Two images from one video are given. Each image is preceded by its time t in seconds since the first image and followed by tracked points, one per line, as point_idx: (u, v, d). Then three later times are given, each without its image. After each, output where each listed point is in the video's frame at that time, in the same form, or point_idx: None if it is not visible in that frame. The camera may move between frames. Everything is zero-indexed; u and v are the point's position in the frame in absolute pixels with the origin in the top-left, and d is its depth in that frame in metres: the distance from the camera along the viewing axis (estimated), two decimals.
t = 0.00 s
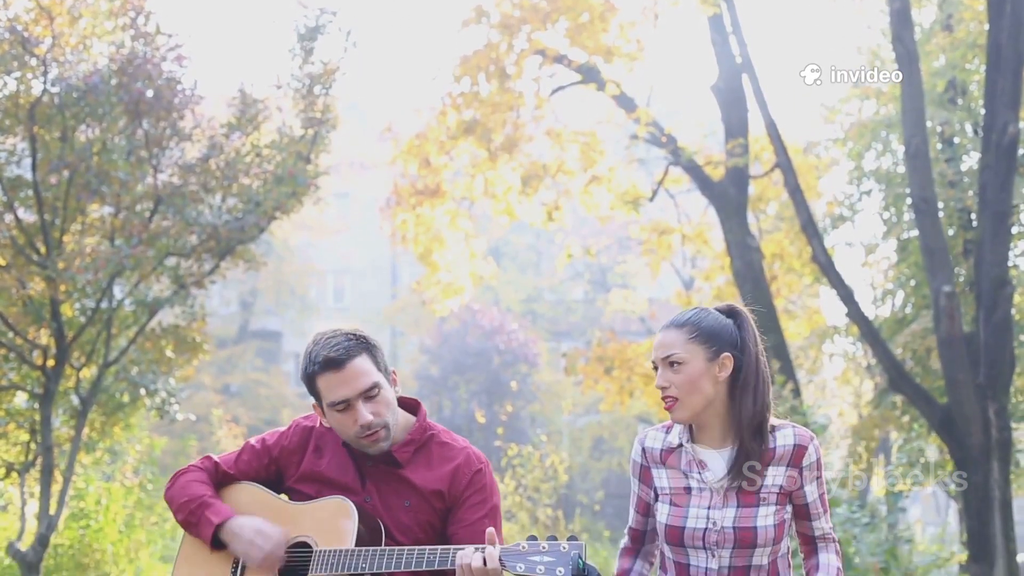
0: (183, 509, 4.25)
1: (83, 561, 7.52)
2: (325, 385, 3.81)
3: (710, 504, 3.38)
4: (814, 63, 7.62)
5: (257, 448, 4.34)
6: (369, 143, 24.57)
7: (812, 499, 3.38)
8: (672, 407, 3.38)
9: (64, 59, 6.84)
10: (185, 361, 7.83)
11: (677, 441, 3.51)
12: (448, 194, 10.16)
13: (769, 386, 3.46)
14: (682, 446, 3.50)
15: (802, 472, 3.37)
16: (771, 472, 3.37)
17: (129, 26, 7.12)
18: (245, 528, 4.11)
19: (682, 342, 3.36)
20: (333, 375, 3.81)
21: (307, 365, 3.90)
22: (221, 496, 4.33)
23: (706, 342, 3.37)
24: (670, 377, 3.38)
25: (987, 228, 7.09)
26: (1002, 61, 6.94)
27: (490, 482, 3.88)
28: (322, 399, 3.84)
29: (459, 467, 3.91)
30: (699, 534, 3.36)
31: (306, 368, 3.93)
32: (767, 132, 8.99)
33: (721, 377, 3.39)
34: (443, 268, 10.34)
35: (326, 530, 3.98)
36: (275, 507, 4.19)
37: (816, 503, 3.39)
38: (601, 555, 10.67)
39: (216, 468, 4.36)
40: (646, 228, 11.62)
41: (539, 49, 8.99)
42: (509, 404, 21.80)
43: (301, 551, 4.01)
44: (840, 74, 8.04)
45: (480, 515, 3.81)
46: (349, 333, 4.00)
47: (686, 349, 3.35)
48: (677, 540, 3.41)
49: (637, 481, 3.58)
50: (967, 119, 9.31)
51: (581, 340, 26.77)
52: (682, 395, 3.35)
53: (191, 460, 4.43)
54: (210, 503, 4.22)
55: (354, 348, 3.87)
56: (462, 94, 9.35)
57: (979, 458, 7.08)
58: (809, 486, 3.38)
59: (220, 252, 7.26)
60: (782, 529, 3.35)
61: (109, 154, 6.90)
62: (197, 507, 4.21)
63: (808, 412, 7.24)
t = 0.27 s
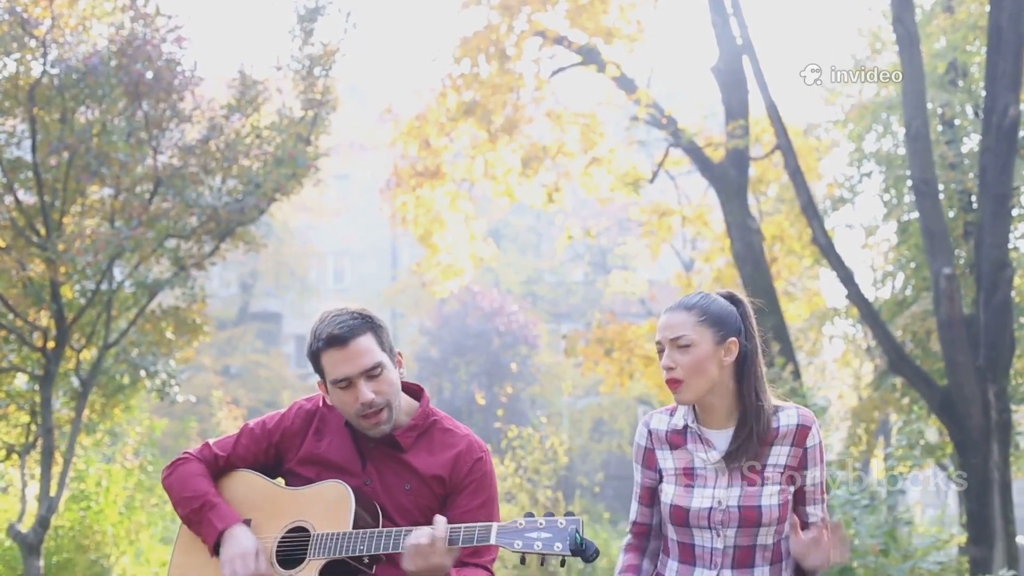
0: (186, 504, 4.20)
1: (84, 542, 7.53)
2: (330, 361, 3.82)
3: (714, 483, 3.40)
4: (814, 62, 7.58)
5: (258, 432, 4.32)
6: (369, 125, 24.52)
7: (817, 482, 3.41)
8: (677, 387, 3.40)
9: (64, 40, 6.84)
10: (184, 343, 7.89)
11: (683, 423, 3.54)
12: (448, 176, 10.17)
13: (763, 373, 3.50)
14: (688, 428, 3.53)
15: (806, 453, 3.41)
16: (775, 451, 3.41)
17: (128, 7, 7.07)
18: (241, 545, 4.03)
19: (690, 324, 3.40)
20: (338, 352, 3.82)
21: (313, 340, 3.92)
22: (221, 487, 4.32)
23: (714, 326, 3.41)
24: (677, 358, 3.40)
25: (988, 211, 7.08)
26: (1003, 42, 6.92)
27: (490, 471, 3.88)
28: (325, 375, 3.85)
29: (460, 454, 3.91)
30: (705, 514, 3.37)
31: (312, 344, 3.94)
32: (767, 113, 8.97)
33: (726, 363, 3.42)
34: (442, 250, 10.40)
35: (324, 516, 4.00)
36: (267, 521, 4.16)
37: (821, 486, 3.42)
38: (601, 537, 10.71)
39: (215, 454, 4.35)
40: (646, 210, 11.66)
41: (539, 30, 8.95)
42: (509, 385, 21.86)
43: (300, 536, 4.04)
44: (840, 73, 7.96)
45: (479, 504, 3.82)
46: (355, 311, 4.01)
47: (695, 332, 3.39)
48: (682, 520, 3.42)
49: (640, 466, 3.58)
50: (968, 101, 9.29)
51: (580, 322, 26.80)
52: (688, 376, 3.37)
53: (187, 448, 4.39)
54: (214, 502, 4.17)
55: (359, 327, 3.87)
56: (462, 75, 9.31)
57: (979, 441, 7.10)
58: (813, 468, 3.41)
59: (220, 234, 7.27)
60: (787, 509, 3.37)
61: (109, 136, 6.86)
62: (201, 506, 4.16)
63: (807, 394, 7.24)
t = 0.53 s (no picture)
0: (174, 490, 4.09)
1: (84, 531, 7.54)
2: (335, 344, 3.73)
3: (707, 468, 3.39)
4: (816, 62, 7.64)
5: (245, 422, 4.18)
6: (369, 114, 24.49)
7: (812, 467, 3.38)
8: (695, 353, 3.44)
9: (63, 29, 6.80)
10: (185, 332, 7.89)
11: (678, 406, 3.54)
12: (448, 164, 10.16)
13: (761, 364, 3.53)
14: (682, 411, 3.53)
15: (799, 438, 3.38)
16: (767, 436, 3.39)
17: None
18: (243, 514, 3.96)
19: (711, 295, 3.49)
20: (345, 335, 3.74)
21: (319, 321, 3.83)
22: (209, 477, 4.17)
23: (730, 303, 3.52)
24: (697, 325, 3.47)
25: (988, 200, 7.11)
26: (1004, 31, 6.91)
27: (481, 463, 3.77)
28: (327, 357, 3.76)
29: (450, 444, 3.81)
30: (696, 499, 3.36)
31: (318, 325, 3.86)
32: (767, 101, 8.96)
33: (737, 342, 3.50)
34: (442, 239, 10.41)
35: (320, 506, 3.82)
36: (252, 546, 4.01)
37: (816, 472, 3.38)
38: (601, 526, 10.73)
39: (202, 446, 4.22)
40: (646, 199, 11.67)
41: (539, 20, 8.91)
42: (509, 374, 21.91)
43: (294, 528, 3.87)
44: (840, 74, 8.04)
45: (468, 495, 3.70)
46: (361, 298, 3.94)
47: (715, 303, 3.48)
48: (675, 506, 3.42)
49: (636, 449, 3.60)
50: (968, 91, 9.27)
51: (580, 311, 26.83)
52: (709, 342, 3.42)
53: (177, 440, 4.29)
54: (201, 487, 4.06)
55: (368, 311, 3.79)
56: (462, 64, 9.32)
57: (978, 429, 7.14)
58: (808, 453, 3.38)
59: (220, 222, 7.27)
60: (780, 494, 3.33)
61: (108, 124, 6.87)
62: (187, 490, 4.05)
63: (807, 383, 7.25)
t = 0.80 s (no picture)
0: (162, 475, 4.04)
1: (84, 517, 7.57)
2: (322, 329, 3.75)
3: (710, 457, 3.45)
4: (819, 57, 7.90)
5: (231, 412, 4.16)
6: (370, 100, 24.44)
7: (811, 455, 3.45)
8: (686, 343, 3.47)
9: (63, 15, 6.81)
10: (185, 318, 7.91)
11: (682, 389, 3.59)
12: (448, 151, 10.14)
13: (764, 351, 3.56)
14: (686, 395, 3.57)
15: (800, 427, 3.44)
16: (769, 425, 3.45)
17: None
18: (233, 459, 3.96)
19: (700, 283, 3.51)
20: (332, 320, 3.75)
21: (305, 307, 3.85)
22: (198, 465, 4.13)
23: (721, 289, 3.51)
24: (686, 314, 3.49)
25: (988, 188, 7.14)
26: (1005, 17, 6.91)
27: (470, 440, 3.82)
28: (315, 342, 3.78)
29: (440, 424, 3.84)
30: (700, 487, 3.42)
31: (302, 313, 3.87)
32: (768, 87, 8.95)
33: (731, 327, 3.50)
34: (443, 225, 10.44)
35: (313, 489, 3.85)
36: (251, 499, 4.01)
37: (815, 460, 3.45)
38: (600, 512, 10.76)
39: (190, 437, 4.19)
40: (646, 185, 11.66)
41: (539, 6, 8.92)
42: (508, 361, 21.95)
43: (289, 512, 3.90)
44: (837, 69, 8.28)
45: (460, 472, 3.74)
46: (347, 283, 3.95)
47: (704, 290, 3.49)
48: (678, 491, 3.48)
49: (637, 429, 3.66)
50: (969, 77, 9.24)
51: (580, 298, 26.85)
52: (698, 330, 3.45)
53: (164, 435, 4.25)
54: (189, 463, 4.03)
55: (353, 296, 3.83)
56: (462, 50, 9.29)
57: (978, 416, 7.18)
58: (808, 442, 3.45)
59: (220, 209, 7.28)
60: (781, 483, 3.41)
61: (108, 111, 6.85)
62: (175, 469, 4.01)
63: (807, 369, 7.25)
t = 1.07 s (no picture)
0: (168, 477, 4.10)
1: (84, 507, 7.53)
2: (306, 325, 3.76)
3: (711, 453, 3.45)
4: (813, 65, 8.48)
5: (231, 406, 4.19)
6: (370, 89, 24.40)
7: (810, 436, 3.49)
8: (693, 318, 3.44)
9: (63, 5, 6.80)
10: (185, 308, 7.92)
11: (674, 393, 3.58)
12: (448, 141, 10.16)
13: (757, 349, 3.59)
14: (679, 398, 3.56)
15: (798, 412, 3.47)
16: (768, 416, 3.45)
17: None
18: (239, 489, 3.97)
19: (721, 273, 3.51)
20: (315, 316, 3.76)
21: (286, 303, 3.84)
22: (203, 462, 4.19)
23: (738, 286, 3.53)
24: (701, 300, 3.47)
25: (988, 178, 7.17)
26: (1006, 7, 6.88)
27: (465, 425, 3.82)
28: (300, 339, 3.78)
29: (435, 411, 3.85)
30: (703, 485, 3.43)
31: (284, 311, 3.86)
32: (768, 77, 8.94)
33: (737, 325, 3.51)
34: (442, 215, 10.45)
35: (314, 479, 3.84)
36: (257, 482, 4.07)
37: (815, 440, 3.50)
38: (600, 503, 10.77)
39: (192, 432, 4.24)
40: (646, 175, 11.66)
41: None
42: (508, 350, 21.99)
43: (289, 502, 3.89)
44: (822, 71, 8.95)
45: (457, 459, 3.75)
46: (326, 278, 3.95)
47: (723, 280, 3.49)
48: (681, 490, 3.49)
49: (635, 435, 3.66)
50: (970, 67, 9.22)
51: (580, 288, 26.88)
52: (709, 313, 3.43)
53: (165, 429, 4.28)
54: (196, 471, 4.08)
55: (333, 291, 3.82)
56: (462, 40, 9.26)
57: (977, 407, 7.24)
58: (806, 424, 3.49)
59: (220, 199, 7.28)
60: (784, 470, 3.43)
61: (108, 101, 6.87)
62: (183, 475, 4.07)
63: (807, 358, 7.27)
